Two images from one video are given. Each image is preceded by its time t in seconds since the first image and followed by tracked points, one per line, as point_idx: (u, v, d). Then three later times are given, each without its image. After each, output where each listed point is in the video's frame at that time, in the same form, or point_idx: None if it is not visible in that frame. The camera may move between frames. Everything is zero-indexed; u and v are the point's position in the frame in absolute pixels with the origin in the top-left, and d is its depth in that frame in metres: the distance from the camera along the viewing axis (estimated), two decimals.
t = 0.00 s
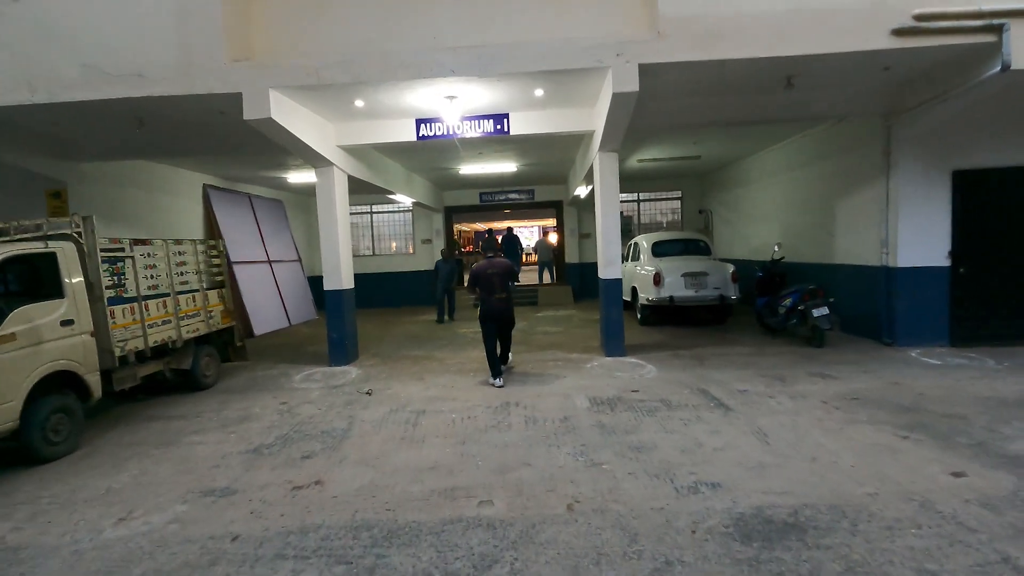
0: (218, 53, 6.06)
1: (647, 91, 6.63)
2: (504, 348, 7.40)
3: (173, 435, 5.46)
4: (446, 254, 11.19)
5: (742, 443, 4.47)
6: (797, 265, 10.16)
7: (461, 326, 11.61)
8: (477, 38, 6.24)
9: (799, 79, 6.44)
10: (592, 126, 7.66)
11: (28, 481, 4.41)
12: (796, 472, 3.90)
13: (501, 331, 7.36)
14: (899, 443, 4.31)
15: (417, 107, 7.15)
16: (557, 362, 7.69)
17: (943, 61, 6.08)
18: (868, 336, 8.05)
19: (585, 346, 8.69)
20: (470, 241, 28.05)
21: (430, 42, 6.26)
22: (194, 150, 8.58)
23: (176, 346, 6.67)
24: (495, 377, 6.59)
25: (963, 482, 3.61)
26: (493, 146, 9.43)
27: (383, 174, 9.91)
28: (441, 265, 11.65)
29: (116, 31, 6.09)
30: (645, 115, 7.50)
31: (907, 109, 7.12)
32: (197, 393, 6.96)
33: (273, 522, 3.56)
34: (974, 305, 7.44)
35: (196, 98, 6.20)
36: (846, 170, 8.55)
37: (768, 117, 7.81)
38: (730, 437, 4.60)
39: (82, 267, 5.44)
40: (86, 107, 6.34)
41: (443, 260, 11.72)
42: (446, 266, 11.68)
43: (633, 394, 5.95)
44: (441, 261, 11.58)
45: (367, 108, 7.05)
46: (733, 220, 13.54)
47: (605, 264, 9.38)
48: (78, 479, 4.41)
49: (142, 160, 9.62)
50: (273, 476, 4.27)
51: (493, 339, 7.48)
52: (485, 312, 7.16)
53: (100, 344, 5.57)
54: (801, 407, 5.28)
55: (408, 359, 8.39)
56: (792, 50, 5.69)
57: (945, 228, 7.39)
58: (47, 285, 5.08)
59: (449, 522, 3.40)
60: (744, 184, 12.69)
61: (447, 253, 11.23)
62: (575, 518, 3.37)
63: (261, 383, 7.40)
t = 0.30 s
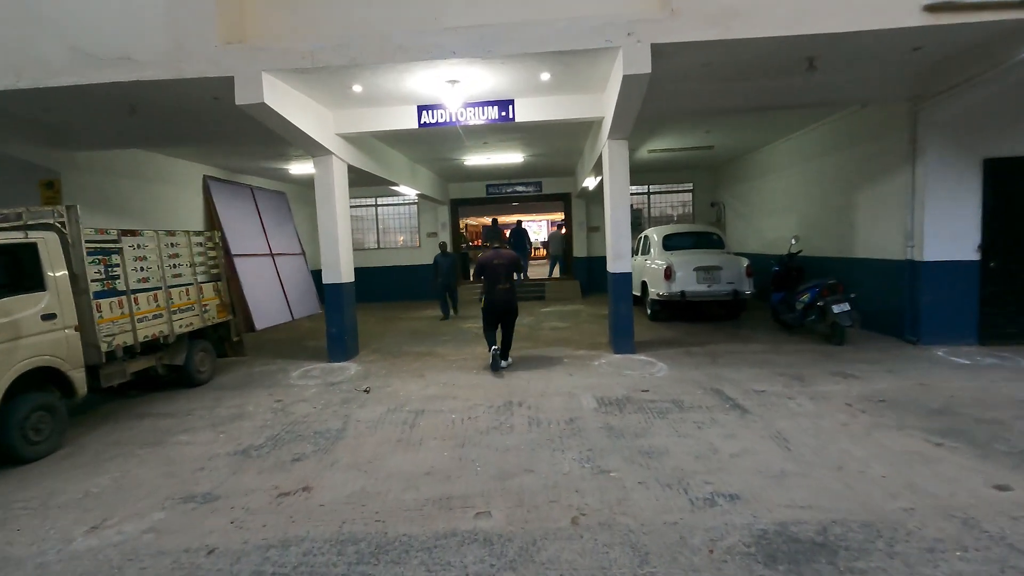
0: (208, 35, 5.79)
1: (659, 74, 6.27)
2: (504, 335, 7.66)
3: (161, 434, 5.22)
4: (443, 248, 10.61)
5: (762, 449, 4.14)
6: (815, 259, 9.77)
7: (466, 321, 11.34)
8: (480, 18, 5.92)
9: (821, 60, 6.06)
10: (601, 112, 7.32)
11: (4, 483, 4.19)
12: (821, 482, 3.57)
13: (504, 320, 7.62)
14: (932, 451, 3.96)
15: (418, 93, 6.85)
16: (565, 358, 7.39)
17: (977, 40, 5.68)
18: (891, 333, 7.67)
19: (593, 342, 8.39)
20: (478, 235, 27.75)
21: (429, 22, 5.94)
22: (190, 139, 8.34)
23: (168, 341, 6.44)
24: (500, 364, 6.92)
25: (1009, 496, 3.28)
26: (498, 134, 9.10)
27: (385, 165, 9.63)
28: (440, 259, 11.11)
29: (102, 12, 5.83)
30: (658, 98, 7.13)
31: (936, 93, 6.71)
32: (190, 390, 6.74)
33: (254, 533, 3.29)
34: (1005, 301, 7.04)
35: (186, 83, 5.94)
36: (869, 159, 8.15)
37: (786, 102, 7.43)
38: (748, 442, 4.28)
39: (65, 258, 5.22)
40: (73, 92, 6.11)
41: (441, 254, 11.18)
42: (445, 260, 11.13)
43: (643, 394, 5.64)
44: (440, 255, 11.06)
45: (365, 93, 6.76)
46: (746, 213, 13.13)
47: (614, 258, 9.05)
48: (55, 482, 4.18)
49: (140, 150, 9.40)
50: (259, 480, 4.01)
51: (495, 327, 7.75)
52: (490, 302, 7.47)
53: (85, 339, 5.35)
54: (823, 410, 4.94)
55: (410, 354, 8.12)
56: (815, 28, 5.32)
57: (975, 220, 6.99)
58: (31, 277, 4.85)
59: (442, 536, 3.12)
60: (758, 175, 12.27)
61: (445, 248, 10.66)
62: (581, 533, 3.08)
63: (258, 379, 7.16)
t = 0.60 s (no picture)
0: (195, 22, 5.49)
1: (672, 62, 5.92)
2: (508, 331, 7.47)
3: (144, 442, 4.95)
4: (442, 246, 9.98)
5: (785, 467, 3.81)
6: (832, 257, 9.38)
7: (470, 320, 11.04)
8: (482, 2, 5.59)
9: (845, 47, 5.68)
10: (610, 104, 6.97)
11: None
12: (854, 508, 3.24)
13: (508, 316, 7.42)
14: (973, 471, 3.63)
15: (418, 83, 6.53)
16: (571, 361, 7.07)
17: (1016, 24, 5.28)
18: (916, 337, 7.29)
19: (601, 344, 8.06)
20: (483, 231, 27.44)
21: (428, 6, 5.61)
22: (184, 133, 8.07)
23: (157, 342, 6.18)
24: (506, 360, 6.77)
25: None
26: (503, 127, 8.77)
27: (386, 159, 9.33)
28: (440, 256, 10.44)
29: None
30: (669, 88, 6.78)
31: (967, 82, 6.31)
32: (181, 394, 6.47)
33: (229, 561, 3.01)
34: None
35: (172, 73, 5.65)
36: (892, 153, 7.75)
37: (805, 92, 7.05)
38: (769, 459, 3.94)
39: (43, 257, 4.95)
40: (56, 82, 5.83)
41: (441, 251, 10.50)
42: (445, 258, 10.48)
43: (654, 402, 5.31)
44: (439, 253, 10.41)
45: (362, 84, 6.45)
46: (758, 209, 12.74)
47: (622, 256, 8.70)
48: (26, 497, 3.92)
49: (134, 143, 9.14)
50: (241, 498, 3.73)
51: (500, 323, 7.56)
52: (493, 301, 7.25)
53: (66, 342, 5.10)
54: (849, 422, 4.60)
55: (410, 356, 7.83)
56: (841, 12, 4.95)
57: (1006, 217, 6.60)
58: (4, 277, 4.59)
59: (434, 568, 2.82)
60: (771, 170, 11.87)
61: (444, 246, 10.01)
62: (588, 567, 2.77)
63: (252, 382, 6.90)
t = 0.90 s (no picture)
0: None
1: (691, 41, 5.54)
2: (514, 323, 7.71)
3: (127, 447, 4.64)
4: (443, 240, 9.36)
5: (822, 480, 3.46)
6: (852, 252, 8.99)
7: (474, 317, 10.71)
8: None
9: (877, 24, 5.30)
10: (623, 88, 6.60)
11: None
12: (906, 528, 2.90)
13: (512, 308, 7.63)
14: None
15: (420, 66, 6.18)
16: (581, 360, 6.73)
17: None
18: (945, 336, 6.92)
19: (611, 342, 7.71)
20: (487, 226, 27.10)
21: None
22: (177, 121, 7.76)
23: (145, 340, 5.87)
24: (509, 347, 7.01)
25: None
26: (509, 115, 8.40)
27: (388, 150, 8.99)
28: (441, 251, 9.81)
29: None
30: (686, 71, 6.40)
31: (1005, 64, 5.91)
32: (171, 394, 6.16)
33: None
34: None
35: (159, 54, 5.31)
36: (919, 141, 7.35)
37: (830, 75, 6.66)
38: (804, 470, 3.59)
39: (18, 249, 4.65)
40: (37, 64, 5.51)
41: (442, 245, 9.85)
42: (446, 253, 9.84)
43: (671, 405, 4.97)
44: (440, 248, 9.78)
45: (361, 67, 6.10)
46: (771, 203, 12.35)
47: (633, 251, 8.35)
48: None
49: (126, 133, 8.82)
50: (225, 512, 3.41)
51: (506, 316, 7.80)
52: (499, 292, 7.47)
53: (46, 340, 4.80)
54: (886, 429, 4.24)
55: (412, 354, 7.51)
56: None
57: None
58: None
59: None
60: (785, 162, 11.47)
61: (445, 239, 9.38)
62: None
63: (246, 382, 6.58)
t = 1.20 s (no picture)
0: None
1: (713, 31, 5.18)
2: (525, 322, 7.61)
3: (108, 470, 4.30)
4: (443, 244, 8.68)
5: (873, 516, 3.09)
6: (875, 255, 8.59)
7: (479, 323, 10.37)
8: None
9: (914, 12, 4.92)
10: (637, 84, 6.24)
11: None
12: None
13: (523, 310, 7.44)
14: None
15: (423, 61, 5.85)
16: (593, 371, 6.37)
17: None
18: (981, 344, 6.52)
19: (624, 351, 7.34)
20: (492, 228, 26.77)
21: None
22: (170, 121, 7.44)
23: (132, 352, 5.55)
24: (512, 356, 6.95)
25: None
26: (516, 113, 8.05)
27: (391, 150, 8.65)
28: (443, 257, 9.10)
29: None
30: (704, 62, 6.03)
31: None
32: (160, 408, 5.83)
33: None
34: None
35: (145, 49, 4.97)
36: (950, 139, 6.96)
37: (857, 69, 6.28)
38: (851, 504, 3.22)
39: None
40: (16, 60, 5.19)
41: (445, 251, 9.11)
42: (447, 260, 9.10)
43: (694, 423, 4.60)
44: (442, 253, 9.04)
45: (361, 62, 5.76)
46: (785, 204, 11.97)
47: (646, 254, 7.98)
48: None
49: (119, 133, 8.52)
50: (207, 552, 3.06)
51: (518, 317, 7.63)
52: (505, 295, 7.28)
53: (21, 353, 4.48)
54: (934, 453, 3.87)
55: (414, 364, 7.16)
56: None
57: None
58: None
59: None
60: (800, 162, 11.09)
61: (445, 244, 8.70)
62: None
63: (241, 394, 6.25)
